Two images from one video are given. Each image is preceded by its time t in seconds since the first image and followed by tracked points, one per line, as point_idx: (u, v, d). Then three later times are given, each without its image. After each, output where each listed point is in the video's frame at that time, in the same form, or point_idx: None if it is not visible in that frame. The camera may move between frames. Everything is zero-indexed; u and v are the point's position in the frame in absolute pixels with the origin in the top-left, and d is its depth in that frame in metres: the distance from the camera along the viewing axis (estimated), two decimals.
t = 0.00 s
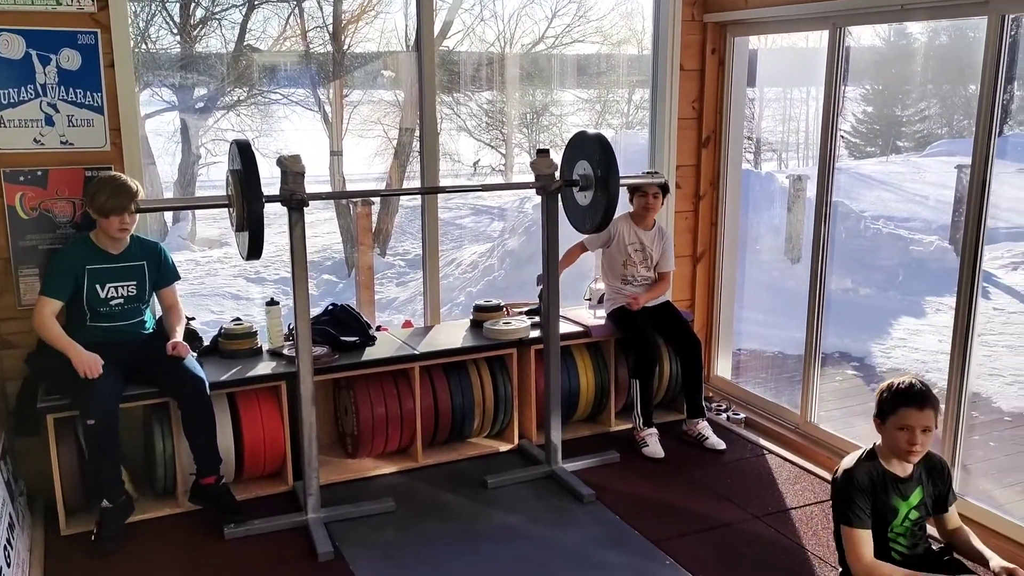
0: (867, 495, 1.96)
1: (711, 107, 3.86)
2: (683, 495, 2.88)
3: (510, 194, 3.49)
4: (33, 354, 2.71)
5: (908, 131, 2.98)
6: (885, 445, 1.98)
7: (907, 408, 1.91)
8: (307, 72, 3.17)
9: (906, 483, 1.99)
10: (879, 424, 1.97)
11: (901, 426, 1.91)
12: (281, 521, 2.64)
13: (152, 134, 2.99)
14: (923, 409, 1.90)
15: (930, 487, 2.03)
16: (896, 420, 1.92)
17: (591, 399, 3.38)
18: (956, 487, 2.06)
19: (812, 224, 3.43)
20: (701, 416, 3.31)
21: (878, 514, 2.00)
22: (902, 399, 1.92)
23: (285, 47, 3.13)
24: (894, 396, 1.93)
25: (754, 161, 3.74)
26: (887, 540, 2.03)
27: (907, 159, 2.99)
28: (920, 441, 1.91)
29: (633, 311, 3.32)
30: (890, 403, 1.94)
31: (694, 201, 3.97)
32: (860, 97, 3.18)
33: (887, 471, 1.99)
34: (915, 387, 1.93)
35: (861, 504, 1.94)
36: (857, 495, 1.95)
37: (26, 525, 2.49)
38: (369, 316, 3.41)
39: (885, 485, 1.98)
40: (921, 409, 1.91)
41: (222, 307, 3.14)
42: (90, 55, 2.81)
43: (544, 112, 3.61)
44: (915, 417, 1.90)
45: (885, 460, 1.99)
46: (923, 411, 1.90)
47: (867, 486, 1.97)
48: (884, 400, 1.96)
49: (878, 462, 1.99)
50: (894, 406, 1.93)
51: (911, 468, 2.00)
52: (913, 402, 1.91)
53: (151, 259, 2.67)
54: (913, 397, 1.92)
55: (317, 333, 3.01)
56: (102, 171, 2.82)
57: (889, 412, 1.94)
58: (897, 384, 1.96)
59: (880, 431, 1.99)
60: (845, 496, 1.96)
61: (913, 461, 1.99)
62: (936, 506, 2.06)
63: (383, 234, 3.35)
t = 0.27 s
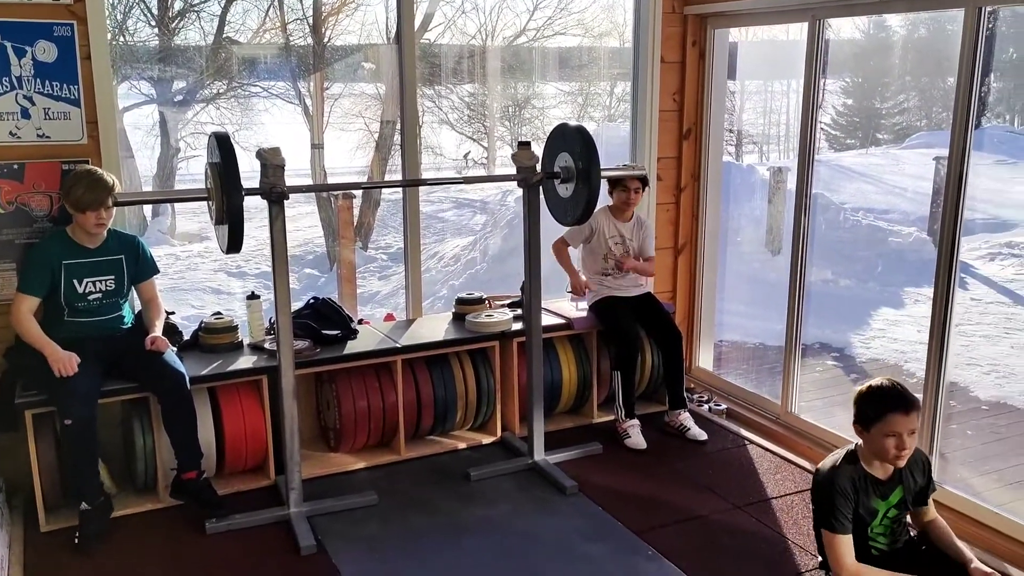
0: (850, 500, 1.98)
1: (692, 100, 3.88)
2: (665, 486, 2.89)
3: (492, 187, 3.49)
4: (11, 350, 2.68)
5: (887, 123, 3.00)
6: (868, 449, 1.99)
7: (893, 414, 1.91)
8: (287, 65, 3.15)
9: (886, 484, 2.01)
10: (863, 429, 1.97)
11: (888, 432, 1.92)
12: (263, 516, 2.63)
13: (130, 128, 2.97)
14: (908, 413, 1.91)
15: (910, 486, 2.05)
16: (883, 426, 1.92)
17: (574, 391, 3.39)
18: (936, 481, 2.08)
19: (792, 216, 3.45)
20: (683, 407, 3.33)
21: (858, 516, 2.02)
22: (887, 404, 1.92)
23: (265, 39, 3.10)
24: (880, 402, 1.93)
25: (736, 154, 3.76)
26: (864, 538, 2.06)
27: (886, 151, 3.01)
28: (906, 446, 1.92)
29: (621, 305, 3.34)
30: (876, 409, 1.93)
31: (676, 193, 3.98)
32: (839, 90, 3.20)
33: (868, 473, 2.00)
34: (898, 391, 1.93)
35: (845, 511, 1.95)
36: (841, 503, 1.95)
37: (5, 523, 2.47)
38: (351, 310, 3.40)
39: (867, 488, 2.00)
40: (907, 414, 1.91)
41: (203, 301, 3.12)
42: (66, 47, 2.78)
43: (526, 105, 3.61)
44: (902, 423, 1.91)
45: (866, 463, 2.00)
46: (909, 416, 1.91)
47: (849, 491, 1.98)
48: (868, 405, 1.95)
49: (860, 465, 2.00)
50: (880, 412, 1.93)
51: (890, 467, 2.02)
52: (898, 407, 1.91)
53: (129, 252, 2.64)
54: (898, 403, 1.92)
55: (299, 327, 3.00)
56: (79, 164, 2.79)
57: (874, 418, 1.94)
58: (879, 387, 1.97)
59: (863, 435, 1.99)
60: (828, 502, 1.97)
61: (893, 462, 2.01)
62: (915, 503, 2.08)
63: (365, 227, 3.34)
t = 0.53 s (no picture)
0: (830, 494, 1.99)
1: (671, 93, 3.89)
2: (645, 477, 2.91)
3: (472, 180, 3.48)
4: None
5: (864, 116, 3.02)
6: (849, 442, 2.01)
7: (871, 405, 1.95)
8: (265, 58, 3.13)
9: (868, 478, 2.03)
10: (843, 421, 2.01)
11: (866, 423, 1.95)
12: (243, 510, 2.62)
13: (107, 122, 2.94)
14: (886, 404, 1.94)
15: (893, 480, 2.06)
16: (861, 417, 1.95)
17: (554, 383, 3.40)
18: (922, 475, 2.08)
19: (770, 209, 3.47)
20: (663, 398, 3.34)
21: (839, 510, 2.04)
22: (865, 396, 1.96)
23: (243, 32, 3.08)
24: (858, 393, 1.96)
25: (715, 147, 3.78)
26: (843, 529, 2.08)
27: (864, 144, 3.04)
28: (885, 437, 1.95)
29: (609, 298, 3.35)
30: (855, 400, 1.97)
31: (655, 185, 4.00)
32: (817, 83, 3.22)
33: (851, 467, 2.02)
34: (877, 383, 1.97)
35: (825, 505, 1.98)
36: (821, 497, 1.97)
37: None
38: (331, 304, 3.39)
39: (849, 482, 2.01)
40: (884, 405, 1.94)
41: (181, 296, 3.09)
42: (39, 39, 2.75)
43: (506, 98, 3.61)
44: (879, 414, 1.94)
45: (848, 457, 2.02)
46: (887, 406, 1.94)
47: (830, 485, 1.99)
48: (848, 397, 1.99)
49: (842, 459, 2.02)
50: (858, 403, 1.96)
51: (873, 462, 2.04)
52: (876, 398, 1.95)
53: (105, 246, 2.62)
54: (877, 394, 1.95)
55: (278, 321, 2.99)
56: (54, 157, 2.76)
57: (853, 410, 1.97)
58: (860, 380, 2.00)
59: (844, 428, 2.02)
60: (807, 496, 1.99)
61: (876, 457, 2.03)
62: (898, 497, 2.09)
63: (345, 221, 3.33)
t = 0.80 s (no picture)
0: (810, 480, 2.01)
1: (648, 88, 3.90)
2: (624, 470, 2.92)
3: (450, 175, 3.48)
4: None
5: (840, 111, 3.05)
6: (829, 429, 2.03)
7: (850, 391, 1.97)
8: (240, 52, 3.10)
9: (848, 466, 2.05)
10: (824, 407, 2.03)
11: (844, 409, 1.97)
12: (220, 507, 2.60)
13: (79, 117, 2.90)
14: (865, 391, 1.96)
15: (872, 469, 2.08)
16: (840, 403, 1.97)
17: (533, 377, 3.40)
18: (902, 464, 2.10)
19: (747, 202, 3.49)
20: (642, 392, 3.35)
21: (819, 497, 2.05)
22: (844, 383, 1.98)
23: (217, 25, 3.05)
24: (838, 379, 1.99)
25: (692, 141, 3.80)
26: (822, 517, 2.09)
27: (839, 139, 3.06)
28: (863, 423, 1.96)
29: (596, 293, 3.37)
30: (835, 386, 1.99)
31: (633, 179, 4.01)
32: (793, 78, 3.24)
33: (831, 454, 2.04)
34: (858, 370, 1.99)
35: (805, 490, 2.00)
36: (800, 481, 1.99)
37: None
38: (309, 299, 3.37)
39: (828, 469, 2.03)
40: (864, 391, 1.96)
41: (156, 293, 3.06)
42: (8, 32, 2.73)
43: (484, 93, 3.60)
44: (858, 400, 1.96)
45: (828, 444, 2.05)
46: (865, 393, 1.96)
47: (810, 470, 2.02)
48: (829, 383, 2.01)
49: (822, 446, 2.04)
50: (838, 389, 1.98)
51: (853, 449, 2.06)
52: (855, 384, 1.97)
53: (78, 243, 2.59)
54: (856, 380, 1.98)
55: (254, 317, 2.97)
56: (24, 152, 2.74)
57: (833, 396, 1.99)
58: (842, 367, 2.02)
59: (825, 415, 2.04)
60: (788, 481, 2.01)
61: (856, 444, 2.05)
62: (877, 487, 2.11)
63: (322, 216, 3.31)
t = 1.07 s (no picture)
0: (792, 462, 2.03)
1: (625, 82, 3.91)
2: (603, 463, 2.93)
3: (427, 171, 3.47)
4: None
5: (815, 106, 3.07)
6: (809, 413, 2.05)
7: (832, 377, 1.98)
8: (214, 47, 3.07)
9: (826, 449, 2.07)
10: (803, 393, 2.05)
11: (827, 395, 1.98)
12: (196, 506, 2.57)
13: (50, 113, 2.86)
14: (846, 376, 1.98)
15: (847, 452, 2.11)
16: (822, 389, 1.99)
17: (511, 372, 3.40)
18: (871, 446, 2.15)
19: (723, 196, 3.51)
20: (620, 385, 3.36)
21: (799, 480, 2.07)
22: (827, 369, 1.99)
23: (190, 20, 3.02)
24: (819, 366, 2.00)
25: (670, 136, 3.81)
26: (803, 501, 2.11)
27: (815, 133, 3.08)
28: (844, 408, 1.99)
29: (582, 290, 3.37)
30: (816, 372, 2.01)
31: (610, 174, 4.02)
32: (769, 73, 3.25)
33: (810, 438, 2.07)
34: (838, 355, 2.01)
35: (788, 470, 2.01)
36: (782, 462, 2.01)
37: None
38: (285, 296, 3.35)
39: (809, 451, 2.05)
40: (845, 377, 1.98)
41: (130, 291, 3.03)
42: None
43: (461, 88, 3.59)
44: (839, 385, 1.98)
45: (808, 428, 2.07)
46: (847, 378, 1.98)
47: (791, 452, 2.04)
48: (810, 369, 2.03)
49: (801, 429, 2.07)
50: (819, 375, 2.00)
51: (830, 433, 2.09)
52: (837, 370, 1.99)
53: (49, 240, 2.56)
54: (837, 366, 2.00)
55: (230, 314, 2.94)
56: None
57: (814, 382, 2.01)
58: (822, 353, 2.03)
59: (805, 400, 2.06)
60: (770, 463, 2.03)
61: (833, 426, 2.08)
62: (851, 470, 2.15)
63: (298, 213, 3.28)
